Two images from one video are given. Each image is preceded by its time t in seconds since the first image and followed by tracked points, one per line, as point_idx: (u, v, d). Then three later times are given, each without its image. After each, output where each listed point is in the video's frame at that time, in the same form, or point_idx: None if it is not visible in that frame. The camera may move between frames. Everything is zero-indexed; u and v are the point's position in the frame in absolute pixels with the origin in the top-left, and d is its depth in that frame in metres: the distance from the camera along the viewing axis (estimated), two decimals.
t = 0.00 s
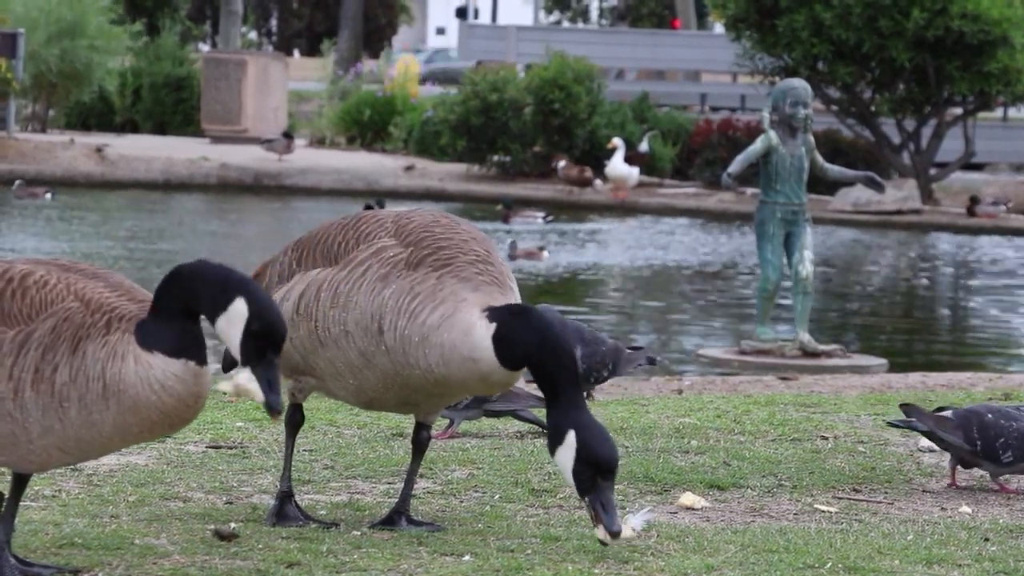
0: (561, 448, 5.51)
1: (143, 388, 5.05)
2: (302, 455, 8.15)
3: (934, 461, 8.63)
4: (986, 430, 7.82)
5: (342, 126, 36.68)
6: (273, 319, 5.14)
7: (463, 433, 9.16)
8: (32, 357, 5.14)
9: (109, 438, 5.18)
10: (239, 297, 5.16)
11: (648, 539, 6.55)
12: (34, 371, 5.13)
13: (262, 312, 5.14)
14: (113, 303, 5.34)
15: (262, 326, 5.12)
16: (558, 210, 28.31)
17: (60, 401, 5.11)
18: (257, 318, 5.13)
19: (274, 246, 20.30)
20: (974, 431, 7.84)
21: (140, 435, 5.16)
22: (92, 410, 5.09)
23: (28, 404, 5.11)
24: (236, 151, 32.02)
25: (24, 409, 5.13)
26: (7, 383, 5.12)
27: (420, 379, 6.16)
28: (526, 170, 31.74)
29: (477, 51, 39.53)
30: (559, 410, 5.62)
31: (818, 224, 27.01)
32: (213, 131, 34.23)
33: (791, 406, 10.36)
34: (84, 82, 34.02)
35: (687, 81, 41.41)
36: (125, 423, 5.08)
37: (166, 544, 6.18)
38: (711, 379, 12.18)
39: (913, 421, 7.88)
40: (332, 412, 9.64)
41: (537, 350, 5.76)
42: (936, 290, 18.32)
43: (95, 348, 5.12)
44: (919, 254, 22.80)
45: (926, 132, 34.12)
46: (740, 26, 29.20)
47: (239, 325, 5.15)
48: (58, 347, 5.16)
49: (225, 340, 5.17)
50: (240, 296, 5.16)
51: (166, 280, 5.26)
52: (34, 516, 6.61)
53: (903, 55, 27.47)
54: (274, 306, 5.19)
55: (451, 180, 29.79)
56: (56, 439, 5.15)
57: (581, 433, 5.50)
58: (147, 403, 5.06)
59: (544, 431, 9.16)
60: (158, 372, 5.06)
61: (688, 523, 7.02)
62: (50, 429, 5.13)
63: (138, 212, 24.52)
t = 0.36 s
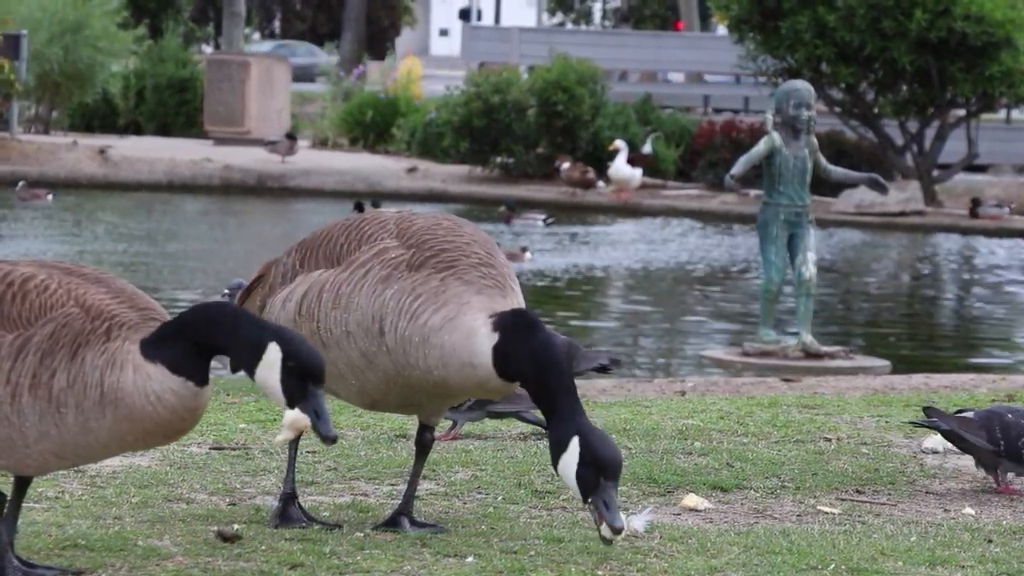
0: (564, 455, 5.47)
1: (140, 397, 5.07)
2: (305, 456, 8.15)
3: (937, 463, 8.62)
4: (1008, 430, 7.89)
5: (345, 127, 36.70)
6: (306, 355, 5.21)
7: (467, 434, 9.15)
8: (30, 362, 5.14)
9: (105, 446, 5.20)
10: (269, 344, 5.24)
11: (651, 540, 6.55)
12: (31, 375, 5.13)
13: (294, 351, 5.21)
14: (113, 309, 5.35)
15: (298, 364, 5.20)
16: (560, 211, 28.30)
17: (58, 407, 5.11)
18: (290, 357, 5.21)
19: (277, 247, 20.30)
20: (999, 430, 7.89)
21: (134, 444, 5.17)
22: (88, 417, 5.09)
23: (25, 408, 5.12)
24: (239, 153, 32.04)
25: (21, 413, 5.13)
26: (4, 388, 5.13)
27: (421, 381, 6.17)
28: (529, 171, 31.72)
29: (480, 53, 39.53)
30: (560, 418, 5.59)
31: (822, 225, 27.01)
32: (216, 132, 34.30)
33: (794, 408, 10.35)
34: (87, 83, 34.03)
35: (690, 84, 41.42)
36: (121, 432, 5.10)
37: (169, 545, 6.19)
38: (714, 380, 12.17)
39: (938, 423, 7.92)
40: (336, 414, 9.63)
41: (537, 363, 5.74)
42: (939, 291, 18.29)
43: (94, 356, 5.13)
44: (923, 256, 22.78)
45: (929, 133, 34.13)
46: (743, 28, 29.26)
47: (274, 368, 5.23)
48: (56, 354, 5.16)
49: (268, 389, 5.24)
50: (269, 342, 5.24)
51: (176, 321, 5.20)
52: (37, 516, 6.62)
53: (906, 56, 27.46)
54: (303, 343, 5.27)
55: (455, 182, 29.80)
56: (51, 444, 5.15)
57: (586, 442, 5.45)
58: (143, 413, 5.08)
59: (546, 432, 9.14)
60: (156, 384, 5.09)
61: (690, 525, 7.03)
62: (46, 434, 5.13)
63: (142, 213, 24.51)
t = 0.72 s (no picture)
0: (579, 456, 5.47)
1: (147, 398, 5.07)
2: (312, 457, 8.15)
3: (945, 464, 8.61)
4: None
5: (352, 128, 36.70)
6: (289, 354, 5.21)
7: (474, 436, 9.14)
8: (39, 362, 5.15)
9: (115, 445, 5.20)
10: (254, 343, 5.23)
11: (659, 540, 6.55)
12: (40, 375, 5.14)
13: (278, 351, 5.21)
14: (121, 310, 5.34)
15: (281, 363, 5.19)
16: (566, 211, 28.28)
17: (66, 407, 5.12)
18: (273, 358, 5.20)
19: (284, 249, 20.31)
20: None
21: (143, 445, 5.17)
22: (97, 418, 5.10)
23: (34, 408, 5.13)
24: (246, 154, 32.06)
25: (30, 413, 5.14)
26: (14, 389, 5.14)
27: (426, 383, 6.16)
28: (536, 172, 31.69)
29: (487, 54, 39.52)
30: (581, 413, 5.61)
31: (830, 226, 26.99)
32: (223, 133, 34.34)
33: (801, 409, 10.34)
34: (94, 84, 34.07)
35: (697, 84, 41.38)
36: (129, 432, 5.10)
37: (177, 546, 6.20)
38: (721, 382, 12.17)
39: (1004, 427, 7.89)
40: (343, 414, 9.63)
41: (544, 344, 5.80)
42: (947, 292, 18.27)
43: (102, 356, 5.14)
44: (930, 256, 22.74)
45: (936, 134, 34.08)
46: (750, 28, 29.23)
47: (258, 366, 5.22)
48: (64, 354, 5.17)
49: (250, 386, 5.25)
50: (255, 342, 5.23)
51: (174, 315, 5.18)
52: (44, 518, 6.63)
53: (913, 57, 27.43)
54: (286, 341, 5.27)
55: (461, 183, 29.79)
56: (60, 445, 5.16)
57: (600, 444, 5.45)
58: (151, 413, 5.07)
59: (554, 433, 9.13)
60: (163, 385, 5.07)
61: (698, 526, 7.02)
62: (55, 434, 5.14)
63: (149, 214, 24.53)
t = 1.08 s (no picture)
0: (579, 456, 5.54)
1: (149, 400, 5.06)
2: (319, 458, 8.15)
3: (951, 463, 8.60)
4: None
5: (358, 127, 36.73)
6: (296, 420, 5.11)
7: (479, 435, 9.14)
8: (43, 363, 5.16)
9: (120, 446, 5.20)
10: (266, 404, 5.14)
11: (665, 540, 6.55)
12: (44, 376, 5.15)
13: (286, 413, 5.12)
14: (125, 311, 5.35)
15: (285, 427, 5.08)
16: (571, 211, 28.31)
17: (70, 407, 5.12)
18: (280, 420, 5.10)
19: (290, 249, 20.32)
20: None
21: (145, 446, 5.17)
22: (99, 418, 5.10)
23: (38, 409, 5.13)
24: (252, 154, 32.09)
25: (34, 414, 5.15)
26: (17, 389, 5.15)
27: (432, 386, 6.17)
28: (542, 172, 31.68)
29: (493, 54, 39.53)
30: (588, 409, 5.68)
31: (835, 226, 26.98)
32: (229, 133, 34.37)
33: (807, 408, 10.34)
34: (100, 84, 34.10)
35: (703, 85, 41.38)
36: (132, 434, 5.10)
37: (183, 546, 6.20)
38: (727, 382, 12.16)
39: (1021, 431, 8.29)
40: (350, 414, 9.63)
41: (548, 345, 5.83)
42: (952, 292, 18.25)
43: (106, 356, 5.14)
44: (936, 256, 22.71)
45: (942, 134, 34.07)
46: (756, 28, 29.21)
47: (262, 428, 5.12)
48: (69, 354, 5.18)
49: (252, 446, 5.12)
50: (266, 402, 5.14)
51: (193, 331, 5.14)
52: (51, 518, 6.64)
53: (918, 56, 27.40)
54: (299, 412, 5.16)
55: (467, 183, 29.80)
56: (64, 446, 5.16)
57: (600, 444, 5.53)
58: (153, 416, 5.07)
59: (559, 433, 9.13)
60: (167, 388, 5.06)
61: (704, 526, 7.02)
62: (58, 435, 5.14)
63: (155, 215, 24.54)
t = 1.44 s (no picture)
0: (569, 447, 5.61)
1: (154, 409, 5.07)
2: (330, 456, 8.16)
3: (962, 461, 8.58)
4: None
5: (368, 126, 36.77)
6: (318, 462, 5.10)
7: (490, 434, 9.16)
8: (48, 364, 5.13)
9: (122, 448, 5.20)
10: (282, 451, 5.10)
11: (676, 539, 6.54)
12: (49, 376, 5.12)
13: (306, 458, 5.10)
14: (131, 313, 5.33)
15: (309, 471, 5.08)
16: (582, 210, 28.30)
17: (73, 409, 5.10)
18: (303, 467, 5.09)
19: (300, 248, 20.33)
20: None
21: (148, 449, 5.17)
22: (104, 420, 5.09)
23: (42, 409, 5.11)
24: (262, 153, 32.13)
25: (38, 414, 5.12)
26: (21, 390, 5.12)
27: (441, 384, 6.19)
28: (551, 170, 31.68)
29: (503, 52, 39.55)
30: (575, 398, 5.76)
31: (845, 224, 26.96)
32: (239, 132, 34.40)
33: (819, 407, 10.33)
34: (110, 83, 34.16)
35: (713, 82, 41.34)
36: (135, 438, 5.10)
37: (194, 544, 6.21)
38: (739, 379, 12.14)
39: None
40: (360, 413, 9.64)
41: (550, 342, 5.87)
42: (964, 290, 18.22)
43: (111, 359, 5.13)
44: (947, 254, 22.69)
45: (952, 132, 34.02)
46: (766, 26, 29.19)
47: (285, 475, 5.09)
48: (74, 355, 5.15)
49: (276, 495, 5.12)
50: (282, 448, 5.10)
51: (200, 355, 5.11)
52: (62, 516, 6.65)
53: (929, 54, 27.37)
54: (312, 448, 5.15)
55: (477, 181, 29.81)
56: (67, 446, 5.15)
57: (592, 440, 5.59)
58: (156, 423, 5.08)
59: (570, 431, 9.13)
60: (171, 397, 5.07)
61: (716, 524, 7.01)
62: (62, 436, 5.13)
63: (165, 214, 24.57)
